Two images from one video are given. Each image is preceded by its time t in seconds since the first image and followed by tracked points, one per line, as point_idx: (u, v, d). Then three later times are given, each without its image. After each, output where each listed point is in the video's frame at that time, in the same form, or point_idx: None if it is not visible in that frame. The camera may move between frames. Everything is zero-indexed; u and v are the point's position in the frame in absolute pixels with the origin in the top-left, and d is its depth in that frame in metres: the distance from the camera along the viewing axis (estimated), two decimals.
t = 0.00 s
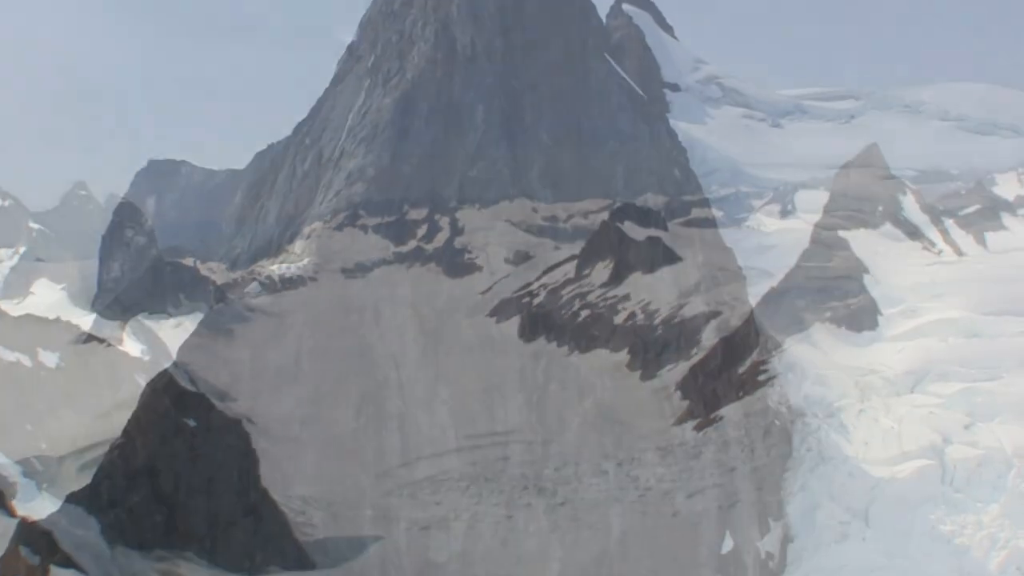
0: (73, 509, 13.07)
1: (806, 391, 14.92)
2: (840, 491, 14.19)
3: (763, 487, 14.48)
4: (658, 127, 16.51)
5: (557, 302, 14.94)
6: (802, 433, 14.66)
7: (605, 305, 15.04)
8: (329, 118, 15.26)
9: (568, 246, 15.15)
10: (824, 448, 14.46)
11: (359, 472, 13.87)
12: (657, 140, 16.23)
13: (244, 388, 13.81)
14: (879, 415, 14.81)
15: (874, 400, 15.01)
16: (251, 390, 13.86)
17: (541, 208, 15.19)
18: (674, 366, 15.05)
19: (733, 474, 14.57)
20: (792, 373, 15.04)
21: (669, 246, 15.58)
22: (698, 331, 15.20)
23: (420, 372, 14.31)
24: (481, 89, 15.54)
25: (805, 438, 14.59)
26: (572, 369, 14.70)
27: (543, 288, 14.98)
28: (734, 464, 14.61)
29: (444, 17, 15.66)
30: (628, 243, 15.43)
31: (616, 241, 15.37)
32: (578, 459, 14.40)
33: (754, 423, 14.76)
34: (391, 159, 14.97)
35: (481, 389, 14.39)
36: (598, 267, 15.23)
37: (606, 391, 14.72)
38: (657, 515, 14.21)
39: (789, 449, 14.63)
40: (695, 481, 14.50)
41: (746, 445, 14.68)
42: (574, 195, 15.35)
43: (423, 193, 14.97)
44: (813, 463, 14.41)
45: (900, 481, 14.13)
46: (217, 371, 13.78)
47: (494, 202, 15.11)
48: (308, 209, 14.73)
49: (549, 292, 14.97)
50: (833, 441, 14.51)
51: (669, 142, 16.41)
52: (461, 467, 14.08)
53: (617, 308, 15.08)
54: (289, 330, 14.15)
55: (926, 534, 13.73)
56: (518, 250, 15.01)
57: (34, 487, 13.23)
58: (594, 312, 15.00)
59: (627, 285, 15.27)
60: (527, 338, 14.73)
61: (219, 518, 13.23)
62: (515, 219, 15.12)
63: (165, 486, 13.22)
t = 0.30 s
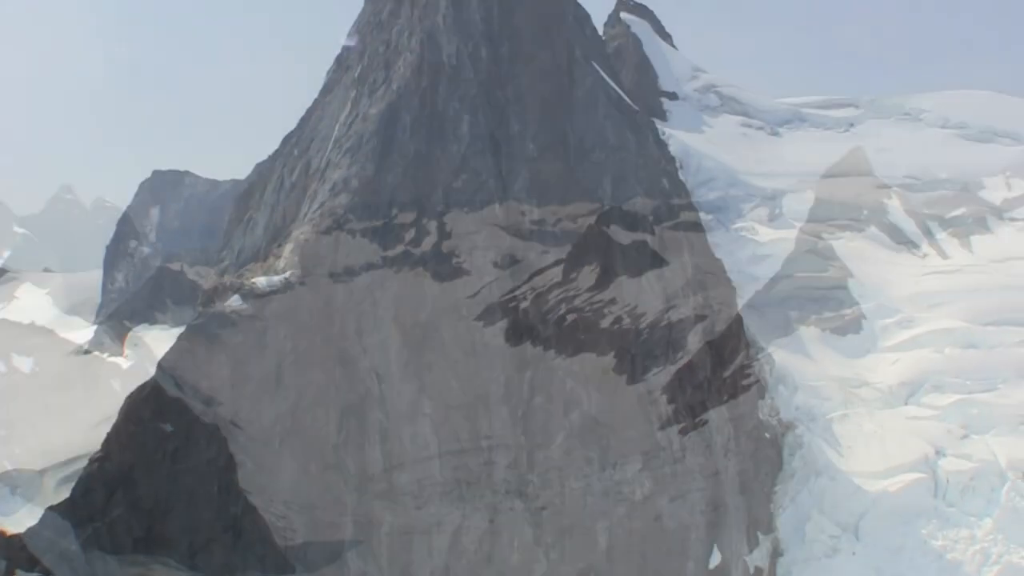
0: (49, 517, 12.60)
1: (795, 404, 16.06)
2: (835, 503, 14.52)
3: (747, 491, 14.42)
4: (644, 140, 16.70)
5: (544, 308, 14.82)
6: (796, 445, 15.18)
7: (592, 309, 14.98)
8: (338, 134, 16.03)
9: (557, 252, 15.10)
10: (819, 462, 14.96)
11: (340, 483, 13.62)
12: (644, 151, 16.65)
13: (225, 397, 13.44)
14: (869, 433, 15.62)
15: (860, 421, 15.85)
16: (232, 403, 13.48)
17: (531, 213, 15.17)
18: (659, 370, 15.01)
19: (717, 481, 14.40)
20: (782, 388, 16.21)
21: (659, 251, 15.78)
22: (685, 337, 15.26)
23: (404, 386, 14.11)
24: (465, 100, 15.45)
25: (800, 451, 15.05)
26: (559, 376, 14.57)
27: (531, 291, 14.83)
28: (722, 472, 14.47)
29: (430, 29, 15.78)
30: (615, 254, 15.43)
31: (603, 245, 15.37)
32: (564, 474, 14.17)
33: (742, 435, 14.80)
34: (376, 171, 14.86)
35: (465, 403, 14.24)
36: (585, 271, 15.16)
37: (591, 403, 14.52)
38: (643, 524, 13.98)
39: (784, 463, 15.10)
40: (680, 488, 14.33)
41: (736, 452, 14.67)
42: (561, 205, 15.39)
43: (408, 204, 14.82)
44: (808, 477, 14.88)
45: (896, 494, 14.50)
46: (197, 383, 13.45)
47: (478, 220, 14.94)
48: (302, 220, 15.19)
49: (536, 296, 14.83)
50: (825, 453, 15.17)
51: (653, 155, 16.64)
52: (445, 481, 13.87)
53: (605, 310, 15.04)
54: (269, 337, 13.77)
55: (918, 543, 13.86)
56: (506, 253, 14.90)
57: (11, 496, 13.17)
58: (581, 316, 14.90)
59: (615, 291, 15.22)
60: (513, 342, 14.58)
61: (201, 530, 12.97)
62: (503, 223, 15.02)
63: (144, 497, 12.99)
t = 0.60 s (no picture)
0: (28, 536, 12.42)
1: (789, 417, 16.18)
2: (825, 514, 14.85)
3: (736, 502, 14.82)
4: (631, 147, 16.48)
5: (530, 318, 14.65)
6: (787, 457, 15.61)
7: (578, 320, 14.82)
8: (323, 147, 15.89)
9: (544, 262, 14.88)
10: (808, 474, 15.29)
11: (320, 494, 13.48)
12: (632, 159, 16.38)
13: (206, 412, 13.24)
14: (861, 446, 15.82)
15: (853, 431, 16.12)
16: (212, 416, 13.25)
17: (518, 220, 14.93)
18: (645, 375, 14.92)
19: (707, 494, 14.52)
20: (775, 398, 16.42)
21: (647, 260, 15.60)
22: (671, 341, 15.31)
23: (387, 399, 13.96)
24: (449, 109, 15.20)
25: (791, 462, 15.52)
26: (545, 387, 14.39)
27: (517, 295, 14.68)
28: (711, 485, 14.60)
29: (415, 36, 15.54)
30: (602, 264, 15.17)
31: (589, 254, 15.15)
32: (548, 488, 14.02)
33: (732, 449, 15.11)
34: (359, 180, 14.67)
35: (448, 416, 14.08)
36: (573, 275, 15.00)
37: (576, 415, 14.34)
38: (629, 540, 14.01)
39: (775, 473, 15.57)
40: (665, 498, 14.29)
41: (724, 464, 14.90)
42: (547, 215, 15.08)
43: (392, 215, 14.62)
44: (798, 488, 15.26)
45: (887, 506, 14.62)
46: (178, 396, 13.19)
47: (460, 235, 14.63)
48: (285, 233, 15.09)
49: (523, 301, 14.68)
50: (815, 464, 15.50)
51: (640, 164, 16.44)
52: (428, 494, 13.79)
53: (592, 316, 14.90)
54: (249, 352, 13.55)
55: (905, 559, 14.07)
56: (493, 264, 14.64)
57: None
58: (568, 320, 14.79)
59: (603, 300, 15.02)
60: (498, 353, 14.42)
61: (180, 544, 12.87)
62: (489, 233, 14.75)
63: (124, 511, 12.78)
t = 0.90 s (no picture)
0: (6, 547, 12.19)
1: (777, 427, 16.10)
2: (815, 525, 14.73)
3: (724, 514, 14.79)
4: (619, 154, 16.29)
5: (513, 327, 14.40)
6: (777, 467, 15.54)
7: (563, 329, 14.59)
8: (307, 155, 15.81)
9: (528, 270, 14.67)
10: (798, 486, 15.19)
11: (302, 506, 13.35)
12: (619, 166, 16.13)
13: (185, 423, 12.97)
14: (852, 456, 15.66)
15: (843, 442, 15.92)
16: (190, 428, 12.99)
17: (500, 228, 14.75)
18: (632, 385, 14.69)
19: (695, 506, 14.43)
20: (764, 408, 16.36)
21: (633, 267, 15.42)
22: (659, 349, 15.00)
23: (368, 410, 13.84)
24: (432, 116, 14.96)
25: (780, 473, 15.42)
26: (530, 397, 14.19)
27: (501, 305, 14.49)
28: (698, 495, 14.51)
29: (398, 43, 15.38)
30: (587, 273, 14.94)
31: (574, 263, 14.93)
32: (532, 499, 13.85)
33: (721, 459, 15.11)
34: (342, 190, 14.58)
35: (431, 427, 13.96)
36: (558, 281, 14.75)
37: (561, 425, 14.16)
38: (615, 553, 13.81)
39: (764, 483, 15.58)
40: (653, 509, 14.04)
41: (712, 475, 14.84)
42: (531, 223, 14.88)
43: (373, 222, 14.48)
44: (788, 499, 15.17)
45: (878, 518, 14.50)
46: (156, 408, 12.92)
47: (444, 241, 14.46)
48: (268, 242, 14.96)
49: (507, 310, 14.47)
50: (806, 474, 15.35)
51: (628, 170, 16.19)
52: (410, 505, 13.63)
53: (577, 324, 14.68)
54: (228, 363, 13.25)
55: (896, 571, 13.99)
56: (477, 273, 14.43)
57: None
58: (553, 328, 14.56)
59: (589, 309, 14.78)
60: (482, 363, 14.23)
61: (158, 556, 12.61)
62: (473, 242, 14.55)
63: (104, 523, 12.51)
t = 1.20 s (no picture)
0: None
1: (766, 435, 15.93)
2: (800, 534, 14.59)
3: (710, 523, 14.67)
4: (607, 158, 16.10)
5: (496, 333, 14.26)
6: (764, 474, 15.41)
7: (546, 336, 14.42)
8: (291, 159, 15.74)
9: (512, 276, 14.49)
10: (785, 494, 15.07)
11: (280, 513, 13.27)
12: (605, 170, 15.95)
13: (162, 429, 12.89)
14: (840, 463, 15.49)
15: (832, 450, 15.72)
16: (168, 435, 12.91)
17: (483, 234, 14.57)
18: (616, 393, 14.48)
19: (679, 514, 14.29)
20: (752, 414, 16.23)
21: (619, 272, 15.24)
22: (642, 358, 14.74)
23: (349, 417, 13.73)
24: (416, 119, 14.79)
25: (767, 480, 15.30)
26: (512, 405, 14.06)
27: (485, 311, 14.35)
28: (682, 503, 14.36)
29: (383, 46, 15.22)
30: (572, 277, 14.76)
31: (559, 268, 14.74)
32: (514, 507, 13.75)
33: (706, 466, 14.97)
34: (324, 195, 14.50)
35: (412, 434, 13.84)
36: (542, 287, 14.55)
37: (543, 433, 14.03)
38: (597, 562, 13.73)
39: (752, 491, 15.44)
40: (635, 517, 13.90)
41: (698, 482, 14.71)
42: (515, 227, 14.71)
43: (356, 227, 14.36)
44: (774, 508, 15.04)
45: (865, 527, 14.32)
46: (134, 415, 12.86)
47: (426, 247, 14.32)
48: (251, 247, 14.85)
49: (490, 317, 14.32)
50: (793, 482, 15.22)
51: (615, 174, 16.00)
52: (390, 513, 13.55)
53: (562, 330, 14.52)
54: (207, 369, 13.16)
55: None
56: (460, 279, 14.28)
57: None
58: (536, 334, 14.39)
59: (573, 315, 14.59)
60: (464, 370, 14.10)
61: (134, 563, 12.59)
62: (456, 247, 14.38)
63: (79, 531, 12.52)
